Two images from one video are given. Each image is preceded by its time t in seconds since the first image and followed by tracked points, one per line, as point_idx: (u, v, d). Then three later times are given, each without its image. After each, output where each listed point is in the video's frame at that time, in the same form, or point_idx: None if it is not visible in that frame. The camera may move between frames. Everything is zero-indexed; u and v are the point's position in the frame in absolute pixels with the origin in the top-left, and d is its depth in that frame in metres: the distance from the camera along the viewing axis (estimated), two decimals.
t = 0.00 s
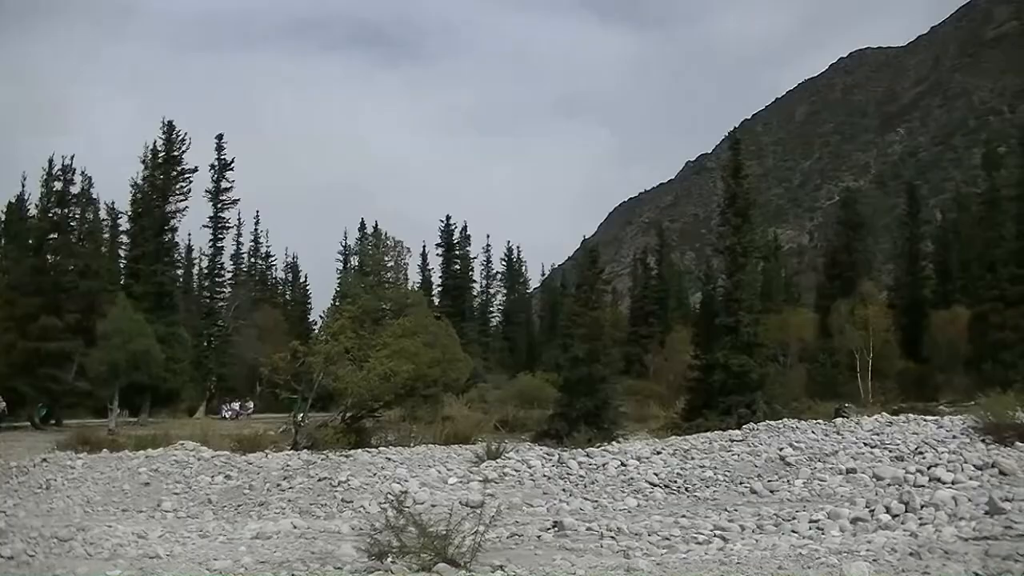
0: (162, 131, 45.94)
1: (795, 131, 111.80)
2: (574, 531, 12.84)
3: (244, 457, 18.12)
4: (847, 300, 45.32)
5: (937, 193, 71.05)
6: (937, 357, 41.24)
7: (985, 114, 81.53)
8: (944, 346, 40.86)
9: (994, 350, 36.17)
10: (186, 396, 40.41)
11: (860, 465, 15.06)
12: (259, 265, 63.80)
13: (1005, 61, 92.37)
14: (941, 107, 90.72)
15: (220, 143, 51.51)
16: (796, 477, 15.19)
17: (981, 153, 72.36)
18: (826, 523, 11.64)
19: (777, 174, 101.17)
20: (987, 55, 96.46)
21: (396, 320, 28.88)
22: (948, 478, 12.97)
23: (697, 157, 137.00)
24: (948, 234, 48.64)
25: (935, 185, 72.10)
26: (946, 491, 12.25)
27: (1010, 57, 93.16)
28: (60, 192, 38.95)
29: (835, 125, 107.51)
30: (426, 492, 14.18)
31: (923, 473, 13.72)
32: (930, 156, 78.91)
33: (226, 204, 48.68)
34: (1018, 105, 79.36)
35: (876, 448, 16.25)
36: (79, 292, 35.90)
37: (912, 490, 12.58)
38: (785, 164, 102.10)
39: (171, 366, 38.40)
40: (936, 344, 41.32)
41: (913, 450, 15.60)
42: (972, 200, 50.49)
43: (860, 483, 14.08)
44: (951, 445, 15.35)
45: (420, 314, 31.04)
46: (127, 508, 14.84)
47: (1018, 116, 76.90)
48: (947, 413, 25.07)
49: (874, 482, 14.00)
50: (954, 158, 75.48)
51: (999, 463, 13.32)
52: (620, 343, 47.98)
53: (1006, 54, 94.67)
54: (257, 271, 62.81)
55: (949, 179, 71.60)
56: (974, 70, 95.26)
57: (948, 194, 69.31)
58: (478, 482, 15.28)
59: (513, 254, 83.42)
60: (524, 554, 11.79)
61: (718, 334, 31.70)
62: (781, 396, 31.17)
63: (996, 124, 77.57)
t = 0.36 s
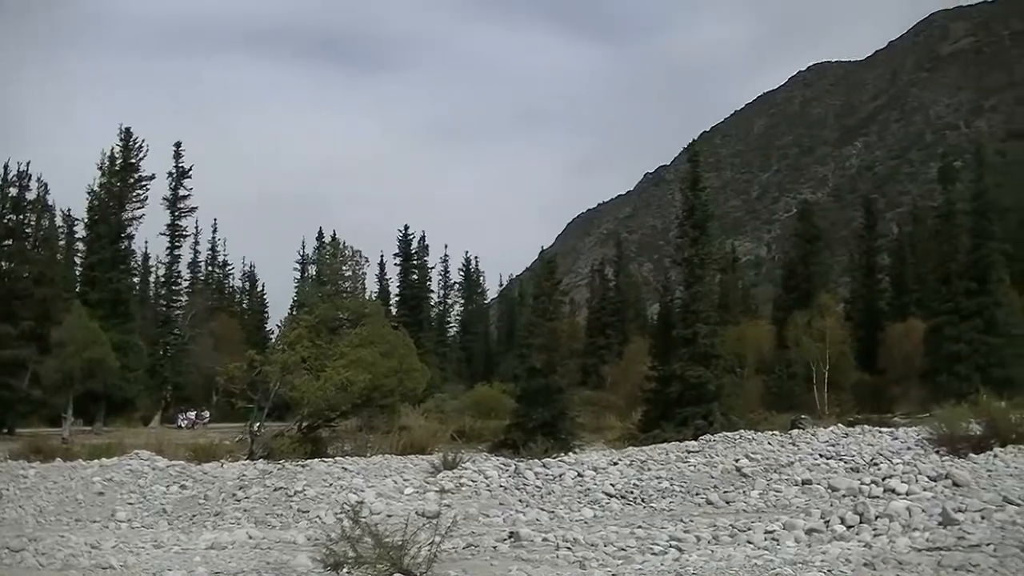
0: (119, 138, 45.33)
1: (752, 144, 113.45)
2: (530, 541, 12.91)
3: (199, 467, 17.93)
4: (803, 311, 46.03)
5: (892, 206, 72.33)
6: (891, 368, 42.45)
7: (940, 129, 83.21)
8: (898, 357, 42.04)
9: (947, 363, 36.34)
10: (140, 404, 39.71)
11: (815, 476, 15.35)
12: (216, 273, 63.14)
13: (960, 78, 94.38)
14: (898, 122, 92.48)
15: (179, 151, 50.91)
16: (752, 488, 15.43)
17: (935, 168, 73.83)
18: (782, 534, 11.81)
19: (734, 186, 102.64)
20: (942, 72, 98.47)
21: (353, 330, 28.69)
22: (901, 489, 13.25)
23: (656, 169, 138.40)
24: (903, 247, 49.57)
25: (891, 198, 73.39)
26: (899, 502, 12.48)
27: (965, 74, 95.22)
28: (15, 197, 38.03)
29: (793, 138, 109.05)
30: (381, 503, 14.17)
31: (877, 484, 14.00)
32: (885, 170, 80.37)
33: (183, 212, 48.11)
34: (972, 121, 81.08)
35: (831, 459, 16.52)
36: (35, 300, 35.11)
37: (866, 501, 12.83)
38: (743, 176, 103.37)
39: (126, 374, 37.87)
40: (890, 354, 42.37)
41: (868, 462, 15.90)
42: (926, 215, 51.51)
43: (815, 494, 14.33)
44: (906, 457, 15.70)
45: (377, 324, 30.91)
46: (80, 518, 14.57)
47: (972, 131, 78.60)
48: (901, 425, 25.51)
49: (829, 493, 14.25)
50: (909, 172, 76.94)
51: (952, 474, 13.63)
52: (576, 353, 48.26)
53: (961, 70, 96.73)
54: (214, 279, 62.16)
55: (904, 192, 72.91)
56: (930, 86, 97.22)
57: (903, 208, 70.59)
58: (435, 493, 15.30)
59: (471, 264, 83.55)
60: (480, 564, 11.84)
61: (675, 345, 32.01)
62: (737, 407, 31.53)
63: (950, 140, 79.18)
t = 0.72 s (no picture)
0: (76, 149, 44.66)
1: (710, 157, 114.96)
2: (489, 554, 12.97)
3: (157, 480, 17.71)
4: (760, 324, 46.67)
5: (849, 219, 73.64)
6: (849, 380, 43.14)
7: (897, 143, 84.78)
8: (855, 368, 42.49)
9: (904, 375, 37.30)
10: (97, 418, 39.05)
11: (773, 488, 15.59)
12: (173, 285, 62.39)
13: (915, 92, 96.26)
14: (855, 135, 94.31)
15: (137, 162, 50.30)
16: (711, 500, 15.63)
17: (892, 181, 75.22)
18: (739, 546, 11.98)
19: (692, 199, 103.93)
20: (898, 86, 100.40)
21: (311, 342, 28.55)
22: (859, 501, 13.52)
23: (614, 181, 139.60)
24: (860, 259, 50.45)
25: (849, 212, 74.71)
26: (856, 514, 12.73)
27: (920, 89, 97.16)
28: None
29: (751, 151, 110.50)
30: (340, 516, 14.15)
31: (834, 496, 14.27)
32: (843, 183, 81.72)
33: (141, 224, 47.50)
34: (928, 135, 83.01)
35: (789, 471, 16.79)
36: None
37: (823, 513, 13.08)
38: (702, 189, 104.53)
39: (82, 388, 37.27)
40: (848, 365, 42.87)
41: (825, 474, 16.19)
42: (882, 228, 52.42)
43: (773, 506, 14.56)
44: (863, 469, 16.01)
45: (336, 336, 30.77)
46: (34, 531, 14.31)
47: (927, 145, 80.19)
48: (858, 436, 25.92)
49: (788, 505, 14.48)
50: (866, 185, 78.34)
51: (909, 486, 13.93)
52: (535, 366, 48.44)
53: (916, 85, 98.68)
54: (171, 291, 61.41)
55: (861, 205, 74.26)
56: (886, 100, 99.10)
57: (859, 220, 71.86)
58: (393, 506, 15.30)
59: (430, 277, 83.53)
60: None
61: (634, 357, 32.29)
62: (696, 419, 31.86)
63: (906, 153, 80.78)
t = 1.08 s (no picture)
0: (37, 158, 44.06)
1: (673, 172, 116.15)
2: (449, 567, 13.01)
3: (116, 493, 17.49)
4: (721, 339, 47.22)
5: (811, 234, 74.78)
6: (810, 395, 43.79)
7: (859, 159, 86.19)
8: (816, 385, 43.41)
9: (865, 390, 37.70)
10: (55, 430, 38.43)
11: (732, 502, 15.81)
12: (134, 297, 61.64)
13: (877, 110, 97.89)
14: (818, 151, 95.88)
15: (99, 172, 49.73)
16: (670, 514, 15.82)
17: (854, 198, 76.50)
18: (698, 560, 12.15)
19: (654, 214, 104.93)
20: (861, 103, 102.10)
21: (273, 355, 28.41)
22: (817, 515, 13.77)
23: (578, 195, 140.48)
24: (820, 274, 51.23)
25: (811, 227, 75.85)
26: (814, 527, 12.97)
27: (882, 106, 98.86)
28: None
29: (714, 167, 111.85)
30: (300, 529, 14.12)
31: (793, 510, 14.52)
32: (805, 199, 82.89)
33: (103, 235, 46.93)
34: (891, 152, 84.60)
35: (749, 485, 17.04)
36: None
37: (782, 527, 13.31)
38: (665, 204, 105.55)
39: (40, 399, 36.69)
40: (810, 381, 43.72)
41: (785, 488, 16.44)
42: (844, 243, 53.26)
43: (732, 520, 14.78)
44: (821, 483, 16.30)
45: (298, 348, 30.62)
46: None
47: (889, 162, 81.59)
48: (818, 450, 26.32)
49: (747, 519, 14.70)
50: (828, 201, 79.62)
51: (867, 499, 14.21)
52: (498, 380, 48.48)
53: (879, 102, 100.47)
54: (132, 303, 60.65)
55: (823, 221, 75.44)
56: (849, 117, 100.74)
57: (821, 236, 72.98)
58: (353, 519, 15.30)
59: (393, 290, 83.40)
60: None
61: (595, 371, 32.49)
62: (659, 433, 32.10)
63: (869, 169, 82.15)
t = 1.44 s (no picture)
0: None
1: (621, 180, 117.30)
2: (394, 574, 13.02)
3: (55, 497, 17.13)
4: (666, 348, 47.86)
5: (758, 244, 76.10)
6: (755, 405, 44.07)
7: (806, 171, 87.92)
8: (762, 393, 43.72)
9: (809, 400, 38.49)
10: None
11: (676, 510, 16.07)
12: (76, 298, 60.39)
13: (823, 123, 99.94)
14: (765, 162, 97.53)
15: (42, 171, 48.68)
16: (615, 522, 16.02)
17: (799, 209, 78.04)
18: (642, 568, 12.33)
19: (601, 221, 105.88)
20: (808, 116, 104.14)
21: (218, 358, 28.10)
22: (760, 524, 14.08)
23: (527, 201, 141.11)
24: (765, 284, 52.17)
25: (757, 237, 77.20)
26: (758, 537, 13.26)
27: (829, 118, 100.95)
28: None
29: (661, 176, 113.24)
30: (243, 535, 14.02)
31: (736, 519, 14.82)
32: (752, 209, 84.30)
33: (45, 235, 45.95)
34: (837, 164, 86.36)
35: (693, 494, 17.33)
36: None
37: (725, 536, 13.58)
38: (612, 212, 106.54)
39: None
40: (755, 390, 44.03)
41: (728, 497, 16.76)
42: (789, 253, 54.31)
43: (676, 528, 15.03)
44: (765, 492, 16.65)
45: (243, 351, 30.33)
46: None
47: (835, 174, 83.32)
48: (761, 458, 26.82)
49: (690, 528, 14.96)
50: (774, 212, 81.11)
51: (808, 509, 14.56)
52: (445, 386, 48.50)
53: (825, 114, 102.58)
54: (75, 304, 59.44)
55: (769, 232, 76.84)
56: (796, 129, 102.69)
57: (768, 246, 74.29)
58: (297, 525, 15.22)
59: (339, 295, 82.91)
60: None
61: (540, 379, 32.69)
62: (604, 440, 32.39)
63: (815, 181, 83.82)
